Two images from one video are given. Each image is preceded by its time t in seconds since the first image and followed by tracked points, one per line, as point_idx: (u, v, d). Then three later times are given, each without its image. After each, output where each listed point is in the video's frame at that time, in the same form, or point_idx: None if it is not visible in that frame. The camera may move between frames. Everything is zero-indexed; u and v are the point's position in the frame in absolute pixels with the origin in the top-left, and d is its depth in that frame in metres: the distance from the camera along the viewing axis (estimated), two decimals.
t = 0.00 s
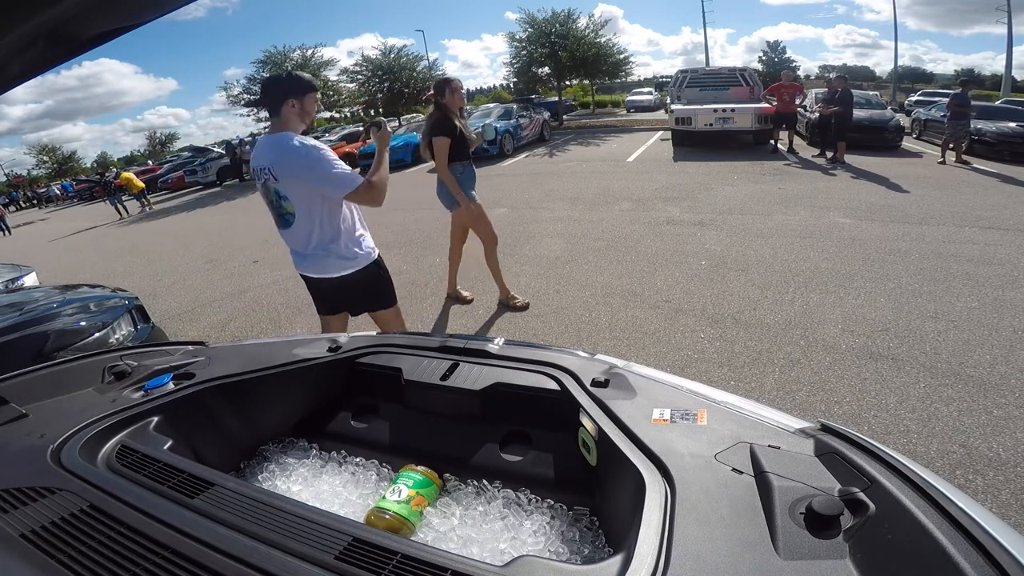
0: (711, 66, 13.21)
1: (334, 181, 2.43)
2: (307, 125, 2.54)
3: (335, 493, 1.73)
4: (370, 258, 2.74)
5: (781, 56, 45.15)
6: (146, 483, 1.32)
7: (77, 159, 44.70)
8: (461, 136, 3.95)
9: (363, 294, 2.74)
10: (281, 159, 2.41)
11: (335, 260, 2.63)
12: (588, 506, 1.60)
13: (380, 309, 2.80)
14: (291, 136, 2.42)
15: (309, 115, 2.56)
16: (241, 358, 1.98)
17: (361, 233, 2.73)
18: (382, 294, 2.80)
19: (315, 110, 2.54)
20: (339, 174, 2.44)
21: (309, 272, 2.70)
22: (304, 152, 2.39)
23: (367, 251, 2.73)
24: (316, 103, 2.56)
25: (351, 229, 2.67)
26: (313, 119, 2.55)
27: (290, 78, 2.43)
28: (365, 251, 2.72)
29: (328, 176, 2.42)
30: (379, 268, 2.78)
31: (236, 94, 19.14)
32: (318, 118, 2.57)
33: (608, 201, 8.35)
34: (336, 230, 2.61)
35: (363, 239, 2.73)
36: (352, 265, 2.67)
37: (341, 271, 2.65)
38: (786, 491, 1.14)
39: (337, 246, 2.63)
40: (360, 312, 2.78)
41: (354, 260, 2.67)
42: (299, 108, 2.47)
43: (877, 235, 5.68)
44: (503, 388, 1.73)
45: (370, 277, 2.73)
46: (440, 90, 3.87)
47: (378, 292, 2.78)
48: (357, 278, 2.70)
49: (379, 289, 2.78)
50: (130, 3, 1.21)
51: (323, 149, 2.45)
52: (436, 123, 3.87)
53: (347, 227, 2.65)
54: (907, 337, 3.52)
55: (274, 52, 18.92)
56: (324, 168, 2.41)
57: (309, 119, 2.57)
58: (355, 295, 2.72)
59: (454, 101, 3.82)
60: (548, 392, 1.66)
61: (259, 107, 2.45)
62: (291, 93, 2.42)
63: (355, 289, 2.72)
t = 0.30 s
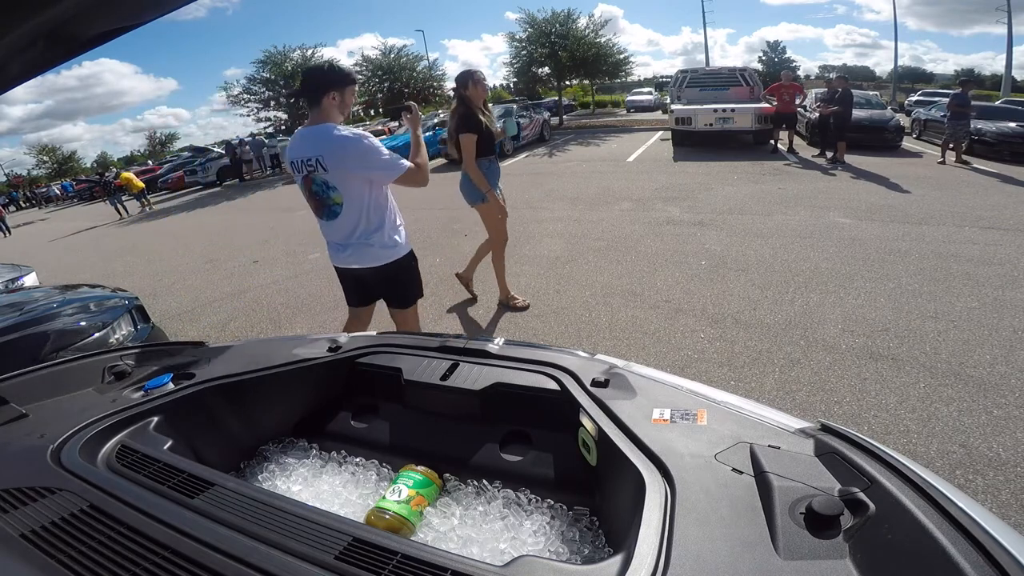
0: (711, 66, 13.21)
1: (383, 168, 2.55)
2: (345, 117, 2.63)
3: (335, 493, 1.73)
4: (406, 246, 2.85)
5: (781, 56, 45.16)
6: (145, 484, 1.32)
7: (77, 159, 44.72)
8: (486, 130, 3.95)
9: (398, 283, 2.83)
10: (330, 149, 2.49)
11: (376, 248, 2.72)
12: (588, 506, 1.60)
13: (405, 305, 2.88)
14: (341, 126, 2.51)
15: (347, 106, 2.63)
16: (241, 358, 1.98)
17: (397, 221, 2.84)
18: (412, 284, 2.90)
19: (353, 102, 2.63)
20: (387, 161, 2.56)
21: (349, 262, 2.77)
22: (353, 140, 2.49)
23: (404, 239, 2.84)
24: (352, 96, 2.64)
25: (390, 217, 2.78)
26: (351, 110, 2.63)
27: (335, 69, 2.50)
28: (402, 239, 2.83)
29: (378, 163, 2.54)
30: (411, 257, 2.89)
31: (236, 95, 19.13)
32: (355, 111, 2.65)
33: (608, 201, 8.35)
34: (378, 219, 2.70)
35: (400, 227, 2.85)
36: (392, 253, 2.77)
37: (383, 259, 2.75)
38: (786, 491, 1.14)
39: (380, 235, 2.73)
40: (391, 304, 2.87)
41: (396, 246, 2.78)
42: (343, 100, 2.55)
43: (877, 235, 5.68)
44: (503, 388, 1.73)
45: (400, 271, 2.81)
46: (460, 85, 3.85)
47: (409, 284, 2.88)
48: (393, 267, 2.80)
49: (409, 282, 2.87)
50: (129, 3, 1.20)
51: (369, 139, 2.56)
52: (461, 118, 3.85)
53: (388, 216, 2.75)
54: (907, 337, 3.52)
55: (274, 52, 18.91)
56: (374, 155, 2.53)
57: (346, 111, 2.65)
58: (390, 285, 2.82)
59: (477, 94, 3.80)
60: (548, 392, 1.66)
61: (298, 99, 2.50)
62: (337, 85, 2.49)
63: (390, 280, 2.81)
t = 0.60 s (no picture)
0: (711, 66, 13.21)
1: (411, 162, 2.59)
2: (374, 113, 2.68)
3: (335, 493, 1.73)
4: (429, 242, 2.87)
5: (781, 56, 45.19)
6: (145, 484, 1.32)
7: (77, 159, 44.73)
8: (494, 130, 3.94)
9: (420, 278, 2.85)
10: (360, 142, 2.53)
11: (400, 243, 2.74)
12: (588, 506, 1.60)
13: (420, 301, 2.89)
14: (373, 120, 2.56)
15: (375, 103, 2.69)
16: (241, 358, 1.98)
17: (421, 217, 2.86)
18: (432, 281, 2.92)
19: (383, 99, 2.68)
20: (416, 155, 2.60)
21: (373, 256, 2.80)
22: (383, 134, 2.53)
23: (426, 235, 2.86)
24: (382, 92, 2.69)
25: (415, 213, 2.80)
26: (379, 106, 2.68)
27: (366, 66, 2.56)
28: (425, 235, 2.85)
29: (407, 158, 2.58)
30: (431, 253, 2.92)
31: (236, 94, 19.12)
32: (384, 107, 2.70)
33: (608, 201, 8.34)
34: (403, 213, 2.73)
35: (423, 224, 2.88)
36: (415, 248, 2.78)
37: (406, 254, 2.77)
38: (786, 491, 1.14)
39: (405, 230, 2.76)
40: (410, 300, 2.89)
41: (420, 242, 2.81)
42: (372, 96, 2.61)
43: (877, 235, 5.68)
44: (503, 388, 1.72)
45: (422, 267, 2.83)
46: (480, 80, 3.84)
47: (429, 280, 2.89)
48: (416, 263, 2.81)
49: (428, 278, 2.89)
50: (130, 3, 1.20)
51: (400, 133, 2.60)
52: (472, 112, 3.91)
53: (413, 211, 2.78)
54: (907, 337, 3.52)
55: (274, 52, 18.91)
56: (405, 150, 2.57)
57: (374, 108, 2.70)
58: (411, 281, 2.83)
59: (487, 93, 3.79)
60: (548, 392, 1.66)
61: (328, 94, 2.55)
62: (369, 80, 2.55)
63: (412, 275, 2.83)
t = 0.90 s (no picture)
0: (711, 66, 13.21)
1: (427, 161, 2.62)
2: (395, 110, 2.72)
3: (335, 493, 1.73)
4: (440, 238, 2.91)
5: (781, 56, 45.23)
6: (146, 483, 1.32)
7: (77, 159, 44.72)
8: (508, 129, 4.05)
9: (429, 274, 2.89)
10: (382, 139, 2.57)
11: (412, 238, 2.79)
12: (588, 506, 1.60)
13: (428, 296, 2.94)
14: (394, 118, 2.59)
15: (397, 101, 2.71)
16: (241, 358, 1.98)
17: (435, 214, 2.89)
18: (441, 277, 2.95)
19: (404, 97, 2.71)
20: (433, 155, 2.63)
21: (385, 249, 2.85)
22: (402, 132, 2.56)
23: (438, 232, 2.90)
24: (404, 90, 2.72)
25: (429, 209, 2.83)
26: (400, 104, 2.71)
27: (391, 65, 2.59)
28: (437, 231, 2.89)
29: (424, 156, 2.61)
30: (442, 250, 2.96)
31: (236, 95, 19.10)
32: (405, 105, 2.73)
33: (608, 201, 8.34)
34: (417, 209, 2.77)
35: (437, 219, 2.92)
36: (426, 244, 2.83)
37: (419, 249, 2.82)
38: (786, 491, 1.14)
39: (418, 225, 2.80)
40: (418, 295, 2.94)
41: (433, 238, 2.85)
42: (393, 94, 2.64)
43: (877, 235, 5.68)
44: (503, 388, 1.73)
45: (433, 261, 2.88)
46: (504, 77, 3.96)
47: (438, 276, 2.93)
48: (426, 258, 2.86)
49: (437, 274, 2.92)
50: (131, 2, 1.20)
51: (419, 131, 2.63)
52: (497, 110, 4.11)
53: (426, 208, 2.81)
54: (907, 337, 3.52)
55: (274, 52, 18.91)
56: (422, 149, 2.60)
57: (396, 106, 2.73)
58: (420, 276, 2.88)
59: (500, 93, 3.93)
60: (548, 392, 1.66)
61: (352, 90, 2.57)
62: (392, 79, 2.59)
63: (423, 269, 2.88)
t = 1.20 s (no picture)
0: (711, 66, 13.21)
1: (433, 160, 2.71)
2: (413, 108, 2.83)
3: (335, 493, 1.74)
4: (454, 230, 2.99)
5: (781, 56, 45.27)
6: (145, 484, 1.32)
7: (77, 159, 44.74)
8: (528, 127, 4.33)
9: (442, 264, 2.99)
10: (393, 136, 2.69)
11: (423, 229, 2.90)
12: (588, 506, 1.60)
13: (440, 285, 3.04)
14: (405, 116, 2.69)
15: (418, 98, 2.79)
16: (241, 358, 1.98)
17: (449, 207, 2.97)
18: (454, 267, 3.04)
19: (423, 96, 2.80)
20: (439, 154, 2.71)
21: (403, 236, 3.01)
22: (412, 130, 2.66)
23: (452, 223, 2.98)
24: (421, 88, 2.81)
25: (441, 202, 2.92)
26: (419, 101, 2.78)
27: (407, 67, 2.68)
28: (450, 223, 2.97)
29: (431, 154, 2.70)
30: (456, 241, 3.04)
31: (237, 95, 19.10)
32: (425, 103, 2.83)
33: (608, 201, 8.34)
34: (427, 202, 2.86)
35: (453, 213, 2.98)
36: (437, 235, 2.92)
37: (429, 240, 2.93)
38: (787, 491, 1.14)
39: (430, 219, 2.90)
40: (433, 283, 3.04)
41: (443, 231, 2.93)
42: (408, 93, 2.72)
43: (877, 235, 5.68)
44: (503, 388, 1.73)
45: (445, 252, 2.97)
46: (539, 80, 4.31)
47: (451, 265, 3.03)
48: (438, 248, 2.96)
49: (450, 264, 3.01)
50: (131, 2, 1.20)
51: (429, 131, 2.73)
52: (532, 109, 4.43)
53: (438, 203, 2.89)
54: (907, 337, 3.52)
55: (274, 52, 18.90)
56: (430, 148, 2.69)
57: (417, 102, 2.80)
58: (433, 265, 2.98)
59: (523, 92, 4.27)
60: (549, 392, 1.66)
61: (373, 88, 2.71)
62: (406, 80, 2.67)
63: (436, 259, 2.98)
